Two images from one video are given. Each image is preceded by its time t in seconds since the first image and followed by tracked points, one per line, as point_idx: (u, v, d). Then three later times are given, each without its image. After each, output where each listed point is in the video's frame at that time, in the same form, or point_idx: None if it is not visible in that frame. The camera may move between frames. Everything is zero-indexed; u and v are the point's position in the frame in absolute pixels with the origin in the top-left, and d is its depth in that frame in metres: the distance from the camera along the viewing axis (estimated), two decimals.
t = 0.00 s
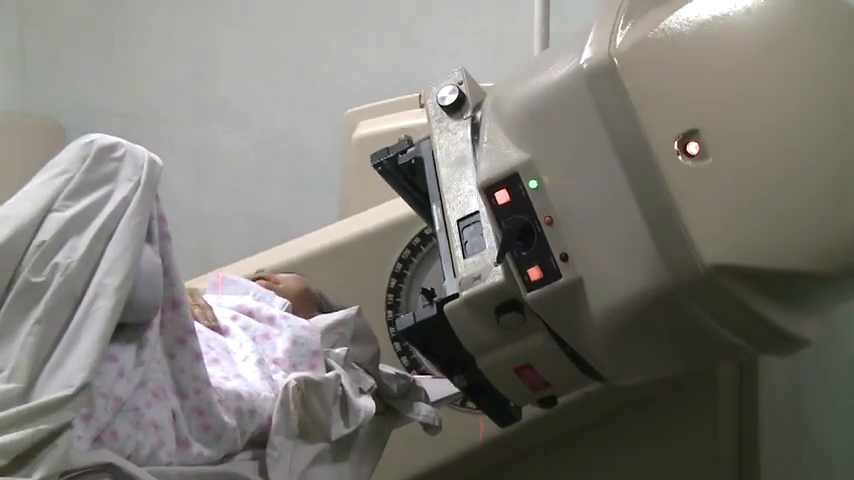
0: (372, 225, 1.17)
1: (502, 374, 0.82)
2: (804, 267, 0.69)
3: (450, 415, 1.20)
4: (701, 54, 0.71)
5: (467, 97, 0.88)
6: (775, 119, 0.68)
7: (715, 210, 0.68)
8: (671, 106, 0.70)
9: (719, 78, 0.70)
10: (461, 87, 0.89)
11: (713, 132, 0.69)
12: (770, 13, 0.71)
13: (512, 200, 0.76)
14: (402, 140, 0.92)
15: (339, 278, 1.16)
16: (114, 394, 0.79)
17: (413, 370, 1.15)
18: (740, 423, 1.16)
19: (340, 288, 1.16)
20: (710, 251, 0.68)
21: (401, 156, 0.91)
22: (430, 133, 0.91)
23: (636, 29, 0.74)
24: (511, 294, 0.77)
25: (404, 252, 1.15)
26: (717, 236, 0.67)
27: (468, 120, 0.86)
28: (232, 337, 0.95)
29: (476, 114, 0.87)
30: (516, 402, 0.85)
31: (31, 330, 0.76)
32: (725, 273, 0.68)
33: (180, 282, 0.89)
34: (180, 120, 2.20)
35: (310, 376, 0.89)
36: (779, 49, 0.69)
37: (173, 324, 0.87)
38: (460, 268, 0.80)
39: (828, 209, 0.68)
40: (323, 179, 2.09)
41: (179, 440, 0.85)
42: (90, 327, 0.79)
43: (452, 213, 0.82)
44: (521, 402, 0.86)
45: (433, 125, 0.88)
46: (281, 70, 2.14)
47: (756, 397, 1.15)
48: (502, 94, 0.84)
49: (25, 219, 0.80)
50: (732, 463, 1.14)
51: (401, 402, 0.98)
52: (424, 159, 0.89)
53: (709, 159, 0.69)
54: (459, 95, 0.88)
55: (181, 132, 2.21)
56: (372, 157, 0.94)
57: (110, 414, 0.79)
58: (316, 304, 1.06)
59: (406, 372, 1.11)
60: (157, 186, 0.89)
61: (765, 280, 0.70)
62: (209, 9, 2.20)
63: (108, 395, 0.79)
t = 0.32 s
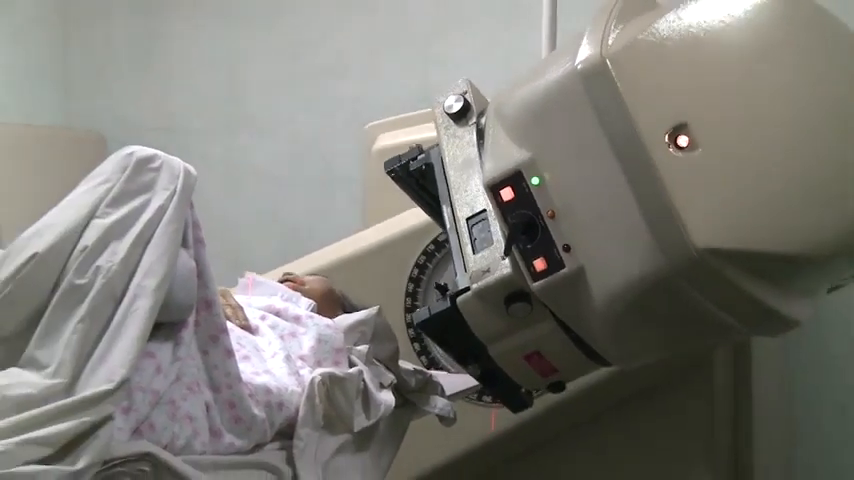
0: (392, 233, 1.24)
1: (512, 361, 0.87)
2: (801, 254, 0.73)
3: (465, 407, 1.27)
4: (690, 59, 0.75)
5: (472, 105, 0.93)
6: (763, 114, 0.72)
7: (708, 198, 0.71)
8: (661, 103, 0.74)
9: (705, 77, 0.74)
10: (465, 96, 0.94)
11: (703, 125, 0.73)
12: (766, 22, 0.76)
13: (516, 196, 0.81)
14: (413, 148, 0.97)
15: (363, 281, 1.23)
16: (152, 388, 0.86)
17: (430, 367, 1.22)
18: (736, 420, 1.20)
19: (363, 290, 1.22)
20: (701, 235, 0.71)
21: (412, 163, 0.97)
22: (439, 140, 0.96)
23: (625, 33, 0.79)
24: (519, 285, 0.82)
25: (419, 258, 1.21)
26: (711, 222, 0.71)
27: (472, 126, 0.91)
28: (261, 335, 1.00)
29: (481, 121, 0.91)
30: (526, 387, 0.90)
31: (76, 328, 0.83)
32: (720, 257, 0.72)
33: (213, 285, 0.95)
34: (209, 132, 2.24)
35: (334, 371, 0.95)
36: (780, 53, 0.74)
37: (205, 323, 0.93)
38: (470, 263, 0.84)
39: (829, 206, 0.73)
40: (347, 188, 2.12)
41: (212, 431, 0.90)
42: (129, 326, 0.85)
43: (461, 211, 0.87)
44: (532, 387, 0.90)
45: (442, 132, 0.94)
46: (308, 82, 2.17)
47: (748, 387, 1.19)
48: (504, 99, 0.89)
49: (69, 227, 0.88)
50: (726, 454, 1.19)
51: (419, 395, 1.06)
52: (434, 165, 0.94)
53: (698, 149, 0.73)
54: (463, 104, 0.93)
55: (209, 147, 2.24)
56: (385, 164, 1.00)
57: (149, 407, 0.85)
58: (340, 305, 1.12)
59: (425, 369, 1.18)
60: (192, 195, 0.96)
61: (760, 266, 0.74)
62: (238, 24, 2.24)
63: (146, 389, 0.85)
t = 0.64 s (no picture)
0: (411, 241, 1.29)
1: (522, 357, 0.92)
2: (795, 251, 0.79)
3: (476, 405, 1.31)
4: (685, 69, 0.81)
5: (480, 118, 0.98)
6: (754, 120, 0.78)
7: (704, 200, 0.77)
8: (656, 110, 0.80)
9: (697, 88, 0.80)
10: (474, 109, 0.99)
11: (696, 131, 0.78)
12: (758, 38, 0.82)
13: (523, 202, 0.86)
14: (425, 160, 1.03)
15: (382, 286, 1.29)
16: (185, 386, 0.92)
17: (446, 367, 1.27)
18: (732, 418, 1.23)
19: (384, 296, 1.28)
20: (697, 234, 0.77)
21: (425, 174, 1.02)
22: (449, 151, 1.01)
23: (625, 47, 0.84)
24: (526, 286, 0.87)
25: (434, 266, 1.27)
26: (708, 222, 0.76)
27: (481, 139, 0.97)
28: (286, 337, 1.07)
29: (489, 133, 0.97)
30: (534, 381, 0.96)
31: (114, 330, 0.90)
32: (716, 255, 0.77)
33: (242, 290, 1.01)
34: (237, 146, 2.30)
35: (355, 371, 1.01)
36: (775, 66, 0.80)
37: (234, 326, 0.99)
38: (480, 265, 0.90)
39: (825, 204, 0.78)
40: (366, 199, 2.15)
41: (241, 426, 0.96)
42: (164, 328, 0.91)
43: (471, 218, 0.92)
44: (539, 381, 0.96)
45: (452, 145, 0.99)
46: (330, 95, 2.21)
47: (743, 387, 1.22)
48: (510, 111, 0.95)
49: (109, 236, 0.95)
50: (723, 452, 1.22)
51: (434, 393, 1.12)
52: (445, 176, 0.99)
53: (692, 154, 0.78)
54: (472, 117, 0.98)
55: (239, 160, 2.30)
56: (400, 175, 1.05)
57: (181, 404, 0.91)
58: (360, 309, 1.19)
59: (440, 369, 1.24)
60: (222, 205, 1.01)
61: (755, 264, 0.79)
62: (263, 40, 2.29)
63: (179, 387, 0.91)
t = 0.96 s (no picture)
0: (427, 250, 1.36)
1: (529, 352, 0.98)
2: (788, 245, 0.84)
3: (488, 402, 1.38)
4: (675, 78, 0.87)
5: (485, 131, 1.05)
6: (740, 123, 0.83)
7: (696, 198, 0.82)
8: (648, 116, 0.86)
9: (686, 94, 0.86)
10: (479, 122, 1.07)
11: (687, 134, 0.84)
12: (744, 47, 0.88)
13: (526, 205, 0.93)
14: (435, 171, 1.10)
15: (399, 292, 1.37)
16: (215, 384, 0.99)
17: (459, 367, 1.35)
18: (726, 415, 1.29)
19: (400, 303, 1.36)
20: (692, 230, 0.82)
21: (435, 184, 1.09)
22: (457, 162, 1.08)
23: (618, 58, 0.91)
24: (531, 284, 0.93)
25: (446, 273, 1.33)
26: (700, 219, 0.82)
27: (485, 149, 1.04)
28: (310, 339, 1.14)
29: (492, 143, 1.04)
30: (541, 375, 1.02)
31: (149, 332, 0.98)
32: (709, 250, 0.82)
33: (269, 294, 1.08)
34: (263, 160, 2.37)
35: (374, 370, 1.08)
36: (758, 73, 0.86)
37: (262, 328, 1.06)
38: (488, 266, 0.96)
39: (810, 201, 0.84)
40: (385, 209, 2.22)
41: (267, 422, 1.03)
42: (195, 331, 0.98)
43: (479, 222, 0.99)
44: (547, 375, 1.02)
45: (458, 156, 1.06)
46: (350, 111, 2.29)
47: (736, 385, 1.27)
48: (512, 123, 1.01)
49: (144, 244, 1.03)
50: (718, 450, 1.29)
51: (447, 391, 1.18)
52: (453, 185, 1.06)
53: (684, 155, 0.83)
54: (477, 130, 1.05)
55: (266, 173, 2.37)
56: (411, 186, 1.13)
57: (212, 401, 0.98)
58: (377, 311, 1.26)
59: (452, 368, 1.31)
60: (250, 216, 1.08)
61: (746, 259, 0.84)
62: (286, 60, 2.37)
63: (210, 384, 0.98)
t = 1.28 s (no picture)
0: (440, 256, 1.44)
1: (536, 345, 1.04)
2: (775, 237, 0.89)
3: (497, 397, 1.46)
4: (664, 81, 0.93)
5: (488, 138, 1.12)
6: (725, 121, 0.89)
7: (686, 192, 0.87)
8: (639, 117, 0.91)
9: (674, 97, 0.91)
10: (483, 131, 1.13)
11: (676, 133, 0.89)
12: (729, 54, 0.94)
13: (528, 206, 0.98)
14: (443, 178, 1.18)
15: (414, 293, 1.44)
16: (242, 379, 1.06)
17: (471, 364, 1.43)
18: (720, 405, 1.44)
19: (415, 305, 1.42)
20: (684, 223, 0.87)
21: (443, 190, 1.17)
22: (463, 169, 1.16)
23: (613, 66, 0.97)
24: (536, 280, 0.99)
25: (457, 278, 1.41)
26: (690, 212, 0.87)
27: (489, 156, 1.11)
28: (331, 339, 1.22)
29: (495, 150, 1.11)
30: (547, 366, 1.08)
31: (182, 331, 1.05)
32: (700, 241, 0.87)
33: (293, 296, 1.16)
34: (285, 173, 2.46)
35: (391, 367, 1.16)
36: (743, 76, 0.91)
37: (287, 328, 1.13)
38: (495, 264, 1.03)
39: (794, 194, 0.89)
40: (401, 218, 2.30)
41: (292, 416, 1.10)
42: (224, 330, 1.06)
43: (485, 224, 1.06)
44: (552, 366, 1.08)
45: (465, 164, 1.13)
46: (368, 124, 2.37)
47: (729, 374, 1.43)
48: (512, 130, 1.07)
49: (177, 250, 1.11)
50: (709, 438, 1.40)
51: (459, 387, 1.27)
52: (460, 190, 1.14)
53: (674, 154, 0.89)
54: (481, 138, 1.12)
55: (291, 183, 2.45)
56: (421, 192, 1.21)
57: (239, 395, 1.05)
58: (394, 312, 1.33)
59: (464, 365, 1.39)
60: (276, 222, 1.15)
61: (737, 250, 0.89)
62: (307, 78, 2.46)
63: (238, 380, 1.05)
